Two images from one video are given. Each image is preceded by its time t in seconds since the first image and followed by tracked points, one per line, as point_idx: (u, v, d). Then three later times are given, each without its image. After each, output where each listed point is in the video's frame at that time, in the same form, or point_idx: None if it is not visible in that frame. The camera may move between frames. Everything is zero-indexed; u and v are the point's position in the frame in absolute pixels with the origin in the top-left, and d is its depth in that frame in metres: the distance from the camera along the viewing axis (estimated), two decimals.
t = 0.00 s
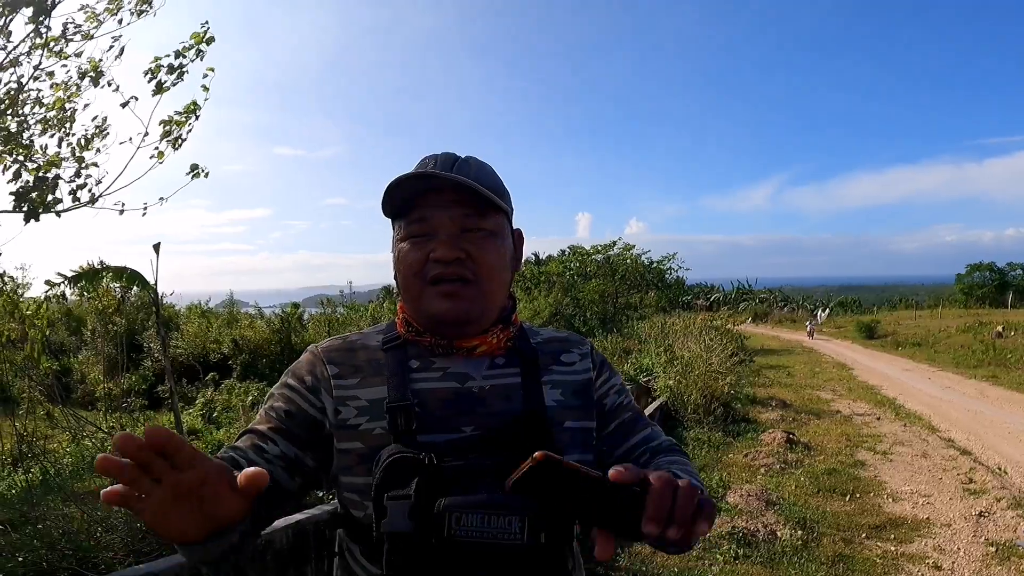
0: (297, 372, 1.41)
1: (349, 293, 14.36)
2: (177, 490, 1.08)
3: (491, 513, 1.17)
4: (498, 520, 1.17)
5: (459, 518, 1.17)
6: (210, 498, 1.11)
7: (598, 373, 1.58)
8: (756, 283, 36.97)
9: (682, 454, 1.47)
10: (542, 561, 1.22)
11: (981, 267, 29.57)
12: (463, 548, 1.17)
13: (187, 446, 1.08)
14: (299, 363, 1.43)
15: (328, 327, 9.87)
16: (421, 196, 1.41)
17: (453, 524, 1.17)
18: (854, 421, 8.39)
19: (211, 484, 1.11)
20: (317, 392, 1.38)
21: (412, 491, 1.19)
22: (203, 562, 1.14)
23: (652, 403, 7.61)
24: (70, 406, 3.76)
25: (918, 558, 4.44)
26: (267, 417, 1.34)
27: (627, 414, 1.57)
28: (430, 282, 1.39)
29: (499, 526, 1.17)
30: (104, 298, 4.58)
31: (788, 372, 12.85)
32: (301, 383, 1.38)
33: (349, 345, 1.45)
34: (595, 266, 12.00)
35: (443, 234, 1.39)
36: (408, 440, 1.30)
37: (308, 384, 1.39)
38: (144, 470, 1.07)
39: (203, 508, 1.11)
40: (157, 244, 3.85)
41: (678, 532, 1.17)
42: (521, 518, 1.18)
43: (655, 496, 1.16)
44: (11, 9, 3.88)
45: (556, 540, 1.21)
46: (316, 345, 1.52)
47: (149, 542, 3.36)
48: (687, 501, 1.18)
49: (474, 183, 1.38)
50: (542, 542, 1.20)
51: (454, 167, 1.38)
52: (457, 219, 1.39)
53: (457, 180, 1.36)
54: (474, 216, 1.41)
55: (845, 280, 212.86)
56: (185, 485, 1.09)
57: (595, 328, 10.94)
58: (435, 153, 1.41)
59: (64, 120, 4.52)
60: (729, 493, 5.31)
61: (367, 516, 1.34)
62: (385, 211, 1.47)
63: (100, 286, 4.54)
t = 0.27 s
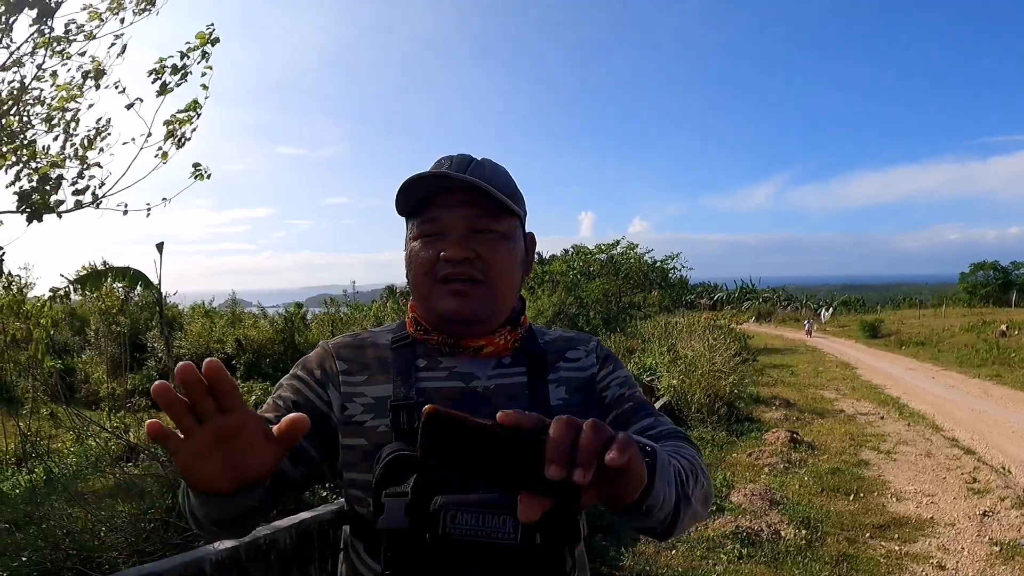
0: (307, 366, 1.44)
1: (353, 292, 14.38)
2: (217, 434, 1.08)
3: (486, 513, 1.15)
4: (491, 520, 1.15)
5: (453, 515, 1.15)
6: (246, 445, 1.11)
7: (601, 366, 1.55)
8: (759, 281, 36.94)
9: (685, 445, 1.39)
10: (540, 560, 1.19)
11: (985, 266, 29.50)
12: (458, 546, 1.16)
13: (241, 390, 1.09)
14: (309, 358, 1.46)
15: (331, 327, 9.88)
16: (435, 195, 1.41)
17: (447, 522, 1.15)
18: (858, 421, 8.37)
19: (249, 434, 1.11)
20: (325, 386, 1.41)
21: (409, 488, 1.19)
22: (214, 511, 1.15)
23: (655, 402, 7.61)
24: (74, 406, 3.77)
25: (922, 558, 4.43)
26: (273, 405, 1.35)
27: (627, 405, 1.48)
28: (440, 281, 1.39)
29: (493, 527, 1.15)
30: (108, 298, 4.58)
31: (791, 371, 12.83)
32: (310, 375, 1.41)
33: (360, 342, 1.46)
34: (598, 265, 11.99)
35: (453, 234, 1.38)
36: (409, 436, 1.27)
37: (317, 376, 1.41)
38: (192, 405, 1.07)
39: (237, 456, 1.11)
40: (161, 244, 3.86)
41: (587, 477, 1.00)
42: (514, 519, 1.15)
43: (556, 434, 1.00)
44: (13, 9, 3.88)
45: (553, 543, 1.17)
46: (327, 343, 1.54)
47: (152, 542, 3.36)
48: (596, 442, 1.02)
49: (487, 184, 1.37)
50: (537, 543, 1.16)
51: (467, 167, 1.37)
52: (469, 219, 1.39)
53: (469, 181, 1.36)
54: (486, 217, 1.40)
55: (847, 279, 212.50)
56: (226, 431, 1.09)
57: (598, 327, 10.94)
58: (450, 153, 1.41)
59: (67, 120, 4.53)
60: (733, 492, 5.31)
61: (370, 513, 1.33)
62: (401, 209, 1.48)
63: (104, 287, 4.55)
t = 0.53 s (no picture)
0: (317, 366, 1.44)
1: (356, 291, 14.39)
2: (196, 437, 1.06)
3: (488, 512, 1.15)
4: (492, 520, 1.15)
5: (454, 515, 1.15)
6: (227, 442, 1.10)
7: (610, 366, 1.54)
8: (762, 280, 36.89)
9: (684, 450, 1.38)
10: (541, 561, 1.19)
11: (988, 265, 29.42)
12: (457, 546, 1.15)
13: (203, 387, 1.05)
14: (318, 359, 1.46)
15: (334, 326, 9.88)
16: (442, 192, 1.41)
17: (448, 521, 1.15)
18: (862, 419, 8.36)
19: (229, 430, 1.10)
20: (332, 387, 1.40)
21: (411, 486, 1.18)
22: (217, 507, 1.15)
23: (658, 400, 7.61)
24: (77, 405, 3.77)
25: (925, 557, 4.42)
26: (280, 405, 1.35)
27: (631, 405, 1.46)
28: (445, 277, 1.39)
29: (494, 527, 1.14)
30: (111, 297, 4.58)
31: (794, 370, 12.81)
32: (317, 376, 1.41)
33: (368, 341, 1.47)
34: (601, 264, 11.98)
35: (460, 230, 1.39)
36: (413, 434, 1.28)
37: (325, 378, 1.41)
38: (162, 410, 1.04)
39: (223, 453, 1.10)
40: (163, 242, 3.86)
41: (563, 461, 0.98)
42: (515, 520, 1.15)
43: (532, 416, 0.98)
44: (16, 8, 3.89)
45: (553, 542, 1.19)
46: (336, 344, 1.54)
47: (155, 540, 3.36)
48: (573, 424, 1.00)
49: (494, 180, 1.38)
50: (537, 543, 1.17)
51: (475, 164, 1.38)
52: (475, 216, 1.39)
53: (477, 177, 1.36)
54: (493, 214, 1.40)
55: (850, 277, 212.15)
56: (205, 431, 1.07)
57: (601, 326, 10.93)
58: (459, 151, 1.42)
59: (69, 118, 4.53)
60: (736, 491, 5.30)
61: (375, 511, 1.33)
62: (409, 207, 1.49)
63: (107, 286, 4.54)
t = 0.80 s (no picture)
0: (317, 369, 1.43)
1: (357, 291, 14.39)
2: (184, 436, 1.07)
3: (496, 516, 1.16)
4: (501, 525, 1.16)
5: (463, 519, 1.16)
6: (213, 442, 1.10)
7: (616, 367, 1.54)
8: (763, 279, 36.87)
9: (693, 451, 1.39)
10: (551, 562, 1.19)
11: (989, 264, 29.39)
12: (465, 551, 1.16)
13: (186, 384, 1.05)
14: (317, 362, 1.45)
15: (335, 326, 9.88)
16: (463, 184, 1.40)
17: (456, 526, 1.16)
18: (863, 419, 8.35)
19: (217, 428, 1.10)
20: (331, 392, 1.39)
21: (418, 491, 1.16)
22: (213, 507, 1.15)
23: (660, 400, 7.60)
24: (79, 405, 3.77)
25: (927, 557, 4.41)
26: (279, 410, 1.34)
27: (637, 407, 1.46)
28: (462, 271, 1.37)
29: (503, 530, 1.16)
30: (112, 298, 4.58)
31: (796, 369, 12.80)
32: (317, 382, 1.40)
33: (370, 342, 1.47)
34: (602, 264, 11.96)
35: (481, 224, 1.37)
36: (417, 436, 1.28)
37: (324, 382, 1.40)
38: (148, 411, 1.04)
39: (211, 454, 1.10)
40: (165, 242, 3.86)
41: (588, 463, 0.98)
42: (525, 524, 1.16)
43: (559, 413, 0.97)
44: (16, 9, 3.89)
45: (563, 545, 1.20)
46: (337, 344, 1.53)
47: (157, 541, 3.34)
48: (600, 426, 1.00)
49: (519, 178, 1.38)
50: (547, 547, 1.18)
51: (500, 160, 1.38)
52: (496, 211, 1.38)
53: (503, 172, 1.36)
54: (514, 211, 1.40)
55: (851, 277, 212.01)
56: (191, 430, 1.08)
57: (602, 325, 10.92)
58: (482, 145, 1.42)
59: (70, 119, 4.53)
60: (738, 491, 5.29)
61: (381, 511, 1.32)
62: (424, 198, 1.46)
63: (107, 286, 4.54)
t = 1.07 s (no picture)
0: (308, 373, 1.40)
1: (355, 291, 14.38)
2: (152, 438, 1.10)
3: (489, 534, 1.19)
4: (494, 542, 1.19)
5: (454, 537, 1.18)
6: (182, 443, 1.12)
7: (623, 385, 1.56)
8: (762, 278, 36.90)
9: (706, 489, 1.49)
10: None
11: (987, 262, 29.45)
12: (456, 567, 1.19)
13: (146, 386, 1.09)
14: (308, 365, 1.42)
15: (333, 325, 9.87)
16: (465, 181, 1.38)
17: (448, 543, 1.18)
18: (862, 417, 8.36)
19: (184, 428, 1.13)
20: (320, 398, 1.36)
21: (410, 506, 1.19)
22: (195, 510, 1.15)
23: (658, 399, 7.60)
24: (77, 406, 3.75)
25: (926, 555, 4.42)
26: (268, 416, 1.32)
27: (648, 438, 1.55)
28: (463, 271, 1.36)
29: (495, 549, 1.18)
30: (110, 298, 4.57)
31: (794, 368, 12.82)
32: (306, 388, 1.37)
33: (361, 344, 1.43)
34: (600, 263, 11.97)
35: (483, 223, 1.37)
36: (410, 445, 1.26)
37: (314, 387, 1.37)
38: (114, 417, 1.09)
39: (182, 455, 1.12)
40: (163, 243, 3.85)
41: None
42: (517, 543, 1.19)
43: None
44: (14, 9, 3.89)
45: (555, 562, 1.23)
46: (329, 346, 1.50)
47: (155, 541, 3.31)
48: None
49: (523, 178, 1.38)
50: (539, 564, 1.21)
51: (503, 158, 1.37)
52: (499, 210, 1.38)
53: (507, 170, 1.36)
54: (515, 211, 1.40)
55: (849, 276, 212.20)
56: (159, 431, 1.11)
57: (600, 325, 10.93)
58: (484, 141, 1.40)
59: (68, 119, 4.53)
60: (736, 490, 5.30)
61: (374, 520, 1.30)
62: (421, 194, 1.44)
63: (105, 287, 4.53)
